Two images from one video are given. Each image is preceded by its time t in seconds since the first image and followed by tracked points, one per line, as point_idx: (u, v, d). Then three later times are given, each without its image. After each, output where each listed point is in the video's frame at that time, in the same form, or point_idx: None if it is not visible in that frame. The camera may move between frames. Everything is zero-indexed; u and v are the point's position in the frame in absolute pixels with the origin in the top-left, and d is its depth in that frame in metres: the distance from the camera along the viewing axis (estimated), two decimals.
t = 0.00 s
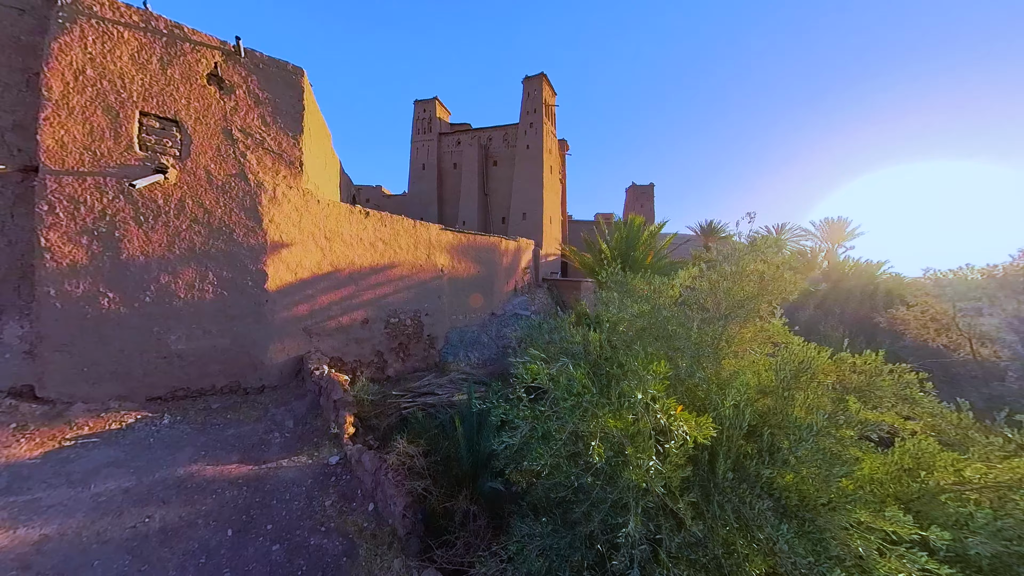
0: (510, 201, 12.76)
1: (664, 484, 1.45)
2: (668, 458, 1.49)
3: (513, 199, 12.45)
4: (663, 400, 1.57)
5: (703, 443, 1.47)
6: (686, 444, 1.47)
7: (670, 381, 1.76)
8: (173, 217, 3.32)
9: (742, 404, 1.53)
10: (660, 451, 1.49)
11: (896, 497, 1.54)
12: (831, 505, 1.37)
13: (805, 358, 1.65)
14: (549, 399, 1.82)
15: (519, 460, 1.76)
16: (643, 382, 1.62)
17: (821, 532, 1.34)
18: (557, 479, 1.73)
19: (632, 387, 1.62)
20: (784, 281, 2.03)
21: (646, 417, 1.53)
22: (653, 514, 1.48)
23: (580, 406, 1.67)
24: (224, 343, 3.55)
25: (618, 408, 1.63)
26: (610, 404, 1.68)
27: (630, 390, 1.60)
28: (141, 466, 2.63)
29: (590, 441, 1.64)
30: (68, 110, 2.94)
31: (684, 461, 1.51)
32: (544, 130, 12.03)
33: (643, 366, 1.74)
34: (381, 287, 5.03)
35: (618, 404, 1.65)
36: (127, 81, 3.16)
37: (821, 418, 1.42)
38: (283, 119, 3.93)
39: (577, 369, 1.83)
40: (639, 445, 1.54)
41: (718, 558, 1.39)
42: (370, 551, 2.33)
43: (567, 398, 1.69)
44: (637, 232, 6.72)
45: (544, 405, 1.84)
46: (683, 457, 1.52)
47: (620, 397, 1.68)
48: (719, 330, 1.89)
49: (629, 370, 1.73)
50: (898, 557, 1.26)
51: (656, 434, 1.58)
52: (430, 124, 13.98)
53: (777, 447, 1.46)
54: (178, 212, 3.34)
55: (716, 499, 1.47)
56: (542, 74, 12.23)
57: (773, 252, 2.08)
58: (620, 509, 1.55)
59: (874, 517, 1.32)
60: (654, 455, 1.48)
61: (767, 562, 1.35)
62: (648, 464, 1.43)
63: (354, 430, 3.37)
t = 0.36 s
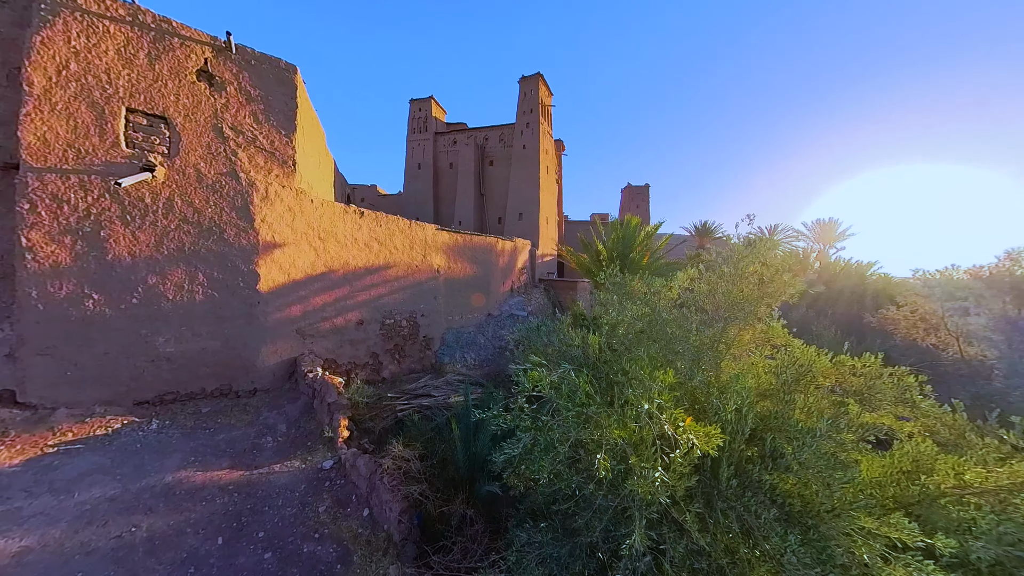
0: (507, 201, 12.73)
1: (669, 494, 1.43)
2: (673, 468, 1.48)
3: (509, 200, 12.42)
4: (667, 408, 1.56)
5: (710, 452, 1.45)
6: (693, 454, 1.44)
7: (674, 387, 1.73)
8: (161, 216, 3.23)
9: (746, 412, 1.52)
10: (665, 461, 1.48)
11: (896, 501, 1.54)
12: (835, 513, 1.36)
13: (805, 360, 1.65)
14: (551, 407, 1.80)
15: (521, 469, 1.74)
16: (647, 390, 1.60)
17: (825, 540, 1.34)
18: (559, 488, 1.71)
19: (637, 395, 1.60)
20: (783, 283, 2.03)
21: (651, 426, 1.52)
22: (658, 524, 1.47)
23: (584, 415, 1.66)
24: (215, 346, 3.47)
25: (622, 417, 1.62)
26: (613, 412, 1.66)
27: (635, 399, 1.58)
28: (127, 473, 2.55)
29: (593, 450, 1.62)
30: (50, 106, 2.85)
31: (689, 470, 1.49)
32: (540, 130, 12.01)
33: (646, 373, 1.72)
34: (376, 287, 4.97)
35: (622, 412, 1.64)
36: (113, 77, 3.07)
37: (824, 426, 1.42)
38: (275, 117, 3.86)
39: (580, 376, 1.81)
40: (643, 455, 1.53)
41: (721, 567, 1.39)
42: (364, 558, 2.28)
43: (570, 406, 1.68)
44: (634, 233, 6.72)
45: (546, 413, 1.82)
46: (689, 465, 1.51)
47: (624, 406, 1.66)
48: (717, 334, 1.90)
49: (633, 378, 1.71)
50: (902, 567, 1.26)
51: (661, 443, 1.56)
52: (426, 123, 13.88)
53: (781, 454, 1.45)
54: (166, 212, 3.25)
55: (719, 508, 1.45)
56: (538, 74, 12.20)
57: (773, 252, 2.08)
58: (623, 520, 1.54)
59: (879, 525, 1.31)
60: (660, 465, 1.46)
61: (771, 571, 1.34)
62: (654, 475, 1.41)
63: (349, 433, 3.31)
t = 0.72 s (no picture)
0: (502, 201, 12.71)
1: (670, 494, 1.44)
2: (674, 469, 1.49)
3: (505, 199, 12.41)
4: (667, 410, 1.58)
5: (711, 454, 1.46)
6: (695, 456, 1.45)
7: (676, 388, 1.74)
8: (151, 215, 3.16)
9: (743, 412, 1.55)
10: (665, 463, 1.49)
11: (887, 498, 1.57)
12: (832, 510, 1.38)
13: (798, 360, 1.69)
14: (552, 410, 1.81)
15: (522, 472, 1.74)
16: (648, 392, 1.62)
17: (821, 538, 1.35)
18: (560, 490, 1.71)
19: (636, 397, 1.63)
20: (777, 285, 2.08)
21: (651, 428, 1.53)
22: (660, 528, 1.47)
23: (585, 418, 1.66)
24: (206, 348, 3.41)
25: (622, 420, 1.63)
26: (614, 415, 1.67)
27: (635, 401, 1.59)
28: (115, 478, 2.50)
29: (593, 453, 1.63)
30: (33, 101, 2.76)
31: (689, 472, 1.51)
32: (536, 130, 12.02)
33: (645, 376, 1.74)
34: (370, 288, 4.92)
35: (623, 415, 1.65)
36: (99, 72, 2.99)
37: (819, 426, 1.45)
38: (268, 115, 3.81)
39: (580, 378, 1.82)
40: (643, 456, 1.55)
41: (720, 567, 1.40)
42: (360, 562, 2.26)
43: (572, 409, 1.68)
44: (630, 234, 6.75)
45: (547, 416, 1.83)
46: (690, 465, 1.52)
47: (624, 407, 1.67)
48: (713, 335, 1.93)
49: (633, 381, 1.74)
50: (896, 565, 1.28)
51: (662, 445, 1.57)
52: (421, 122, 13.80)
53: (777, 453, 1.47)
54: (155, 211, 3.18)
55: (717, 507, 1.47)
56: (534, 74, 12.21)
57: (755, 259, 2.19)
58: (624, 521, 1.55)
59: (873, 523, 1.34)
60: (661, 467, 1.47)
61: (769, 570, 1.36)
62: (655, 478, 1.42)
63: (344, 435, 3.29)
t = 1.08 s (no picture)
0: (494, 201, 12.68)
1: (680, 500, 1.43)
2: (681, 473, 1.49)
3: (496, 199, 12.38)
4: (676, 416, 1.59)
5: (723, 461, 1.46)
6: (705, 461, 1.46)
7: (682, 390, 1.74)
8: (126, 213, 3.00)
9: (741, 413, 1.59)
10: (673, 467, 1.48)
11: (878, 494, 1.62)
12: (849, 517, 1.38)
13: (797, 361, 1.71)
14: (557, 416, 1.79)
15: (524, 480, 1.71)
16: (657, 400, 1.64)
17: (821, 537, 1.38)
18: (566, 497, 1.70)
19: (644, 401, 1.65)
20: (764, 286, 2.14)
21: (659, 431, 1.54)
22: (667, 533, 1.47)
23: (591, 423, 1.66)
24: (187, 351, 3.27)
25: (630, 425, 1.63)
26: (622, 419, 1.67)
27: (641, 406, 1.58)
28: (88, 491, 2.36)
29: (600, 459, 1.61)
30: None
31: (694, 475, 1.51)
32: (527, 130, 12.02)
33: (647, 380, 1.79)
34: (360, 289, 4.82)
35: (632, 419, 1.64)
36: (69, 60, 2.81)
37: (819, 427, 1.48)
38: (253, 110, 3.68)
39: (585, 383, 1.84)
40: (652, 461, 1.55)
41: (724, 568, 1.42)
42: (352, 571, 2.20)
43: (579, 414, 1.68)
44: (621, 234, 6.82)
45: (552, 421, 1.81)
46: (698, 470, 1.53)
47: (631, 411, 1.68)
48: (708, 335, 1.95)
49: (642, 388, 1.74)
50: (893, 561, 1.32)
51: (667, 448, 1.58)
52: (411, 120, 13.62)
53: (778, 453, 1.52)
54: (131, 208, 3.03)
55: (720, 508, 1.49)
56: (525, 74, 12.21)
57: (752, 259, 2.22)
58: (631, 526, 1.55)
59: (869, 520, 1.38)
60: (670, 472, 1.47)
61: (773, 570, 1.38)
62: (667, 485, 1.41)
63: (333, 440, 3.22)
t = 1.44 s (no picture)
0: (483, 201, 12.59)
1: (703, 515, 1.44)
2: (702, 488, 1.49)
3: (486, 199, 12.30)
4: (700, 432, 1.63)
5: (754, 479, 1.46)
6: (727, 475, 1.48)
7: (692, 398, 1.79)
8: (90, 210, 2.78)
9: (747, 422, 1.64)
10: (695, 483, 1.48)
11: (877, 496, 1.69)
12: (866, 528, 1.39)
13: (796, 366, 1.79)
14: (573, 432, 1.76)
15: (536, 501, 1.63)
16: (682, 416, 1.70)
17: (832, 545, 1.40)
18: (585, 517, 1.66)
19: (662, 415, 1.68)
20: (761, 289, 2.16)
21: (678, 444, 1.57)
22: (686, 548, 1.45)
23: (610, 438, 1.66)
24: (159, 358, 3.06)
25: (646, 441, 1.61)
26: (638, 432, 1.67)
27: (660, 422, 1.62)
28: (46, 513, 2.16)
29: (620, 475, 1.61)
30: None
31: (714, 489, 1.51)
32: (517, 130, 11.98)
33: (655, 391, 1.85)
34: (347, 290, 4.66)
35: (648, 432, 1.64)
36: (24, 42, 2.57)
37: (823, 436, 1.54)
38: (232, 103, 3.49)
39: (596, 396, 1.84)
40: (672, 477, 1.57)
41: None
42: None
43: (598, 429, 1.68)
44: (611, 235, 6.88)
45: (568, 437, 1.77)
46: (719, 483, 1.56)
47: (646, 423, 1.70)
48: (705, 340, 1.99)
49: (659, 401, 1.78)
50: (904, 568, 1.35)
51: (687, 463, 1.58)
52: (398, 118, 13.36)
53: (789, 461, 1.56)
54: (96, 205, 2.81)
55: (737, 520, 1.51)
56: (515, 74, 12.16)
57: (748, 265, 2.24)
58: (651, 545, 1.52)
59: (876, 526, 1.41)
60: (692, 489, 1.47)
61: None
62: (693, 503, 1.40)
63: (319, 449, 3.09)
